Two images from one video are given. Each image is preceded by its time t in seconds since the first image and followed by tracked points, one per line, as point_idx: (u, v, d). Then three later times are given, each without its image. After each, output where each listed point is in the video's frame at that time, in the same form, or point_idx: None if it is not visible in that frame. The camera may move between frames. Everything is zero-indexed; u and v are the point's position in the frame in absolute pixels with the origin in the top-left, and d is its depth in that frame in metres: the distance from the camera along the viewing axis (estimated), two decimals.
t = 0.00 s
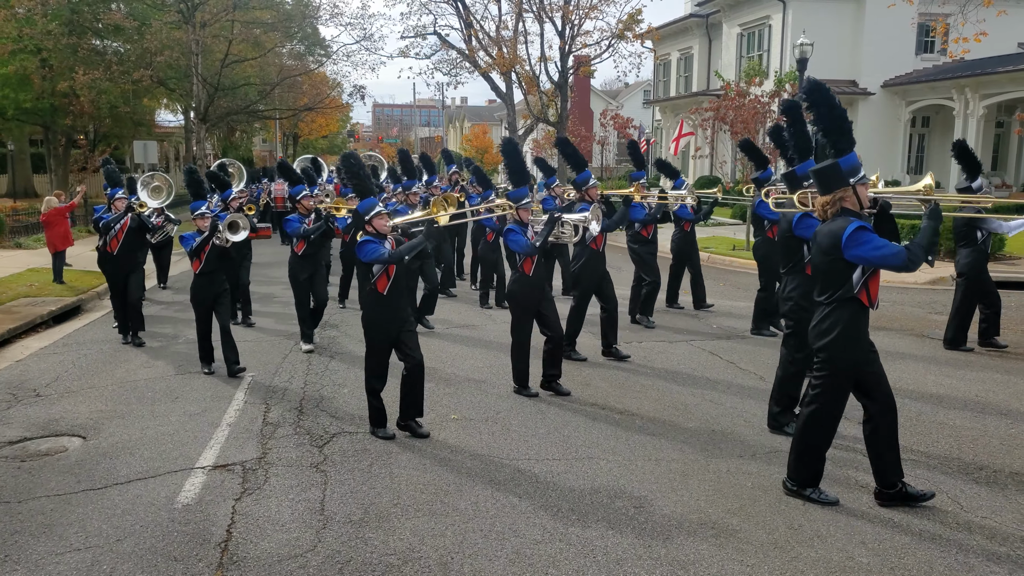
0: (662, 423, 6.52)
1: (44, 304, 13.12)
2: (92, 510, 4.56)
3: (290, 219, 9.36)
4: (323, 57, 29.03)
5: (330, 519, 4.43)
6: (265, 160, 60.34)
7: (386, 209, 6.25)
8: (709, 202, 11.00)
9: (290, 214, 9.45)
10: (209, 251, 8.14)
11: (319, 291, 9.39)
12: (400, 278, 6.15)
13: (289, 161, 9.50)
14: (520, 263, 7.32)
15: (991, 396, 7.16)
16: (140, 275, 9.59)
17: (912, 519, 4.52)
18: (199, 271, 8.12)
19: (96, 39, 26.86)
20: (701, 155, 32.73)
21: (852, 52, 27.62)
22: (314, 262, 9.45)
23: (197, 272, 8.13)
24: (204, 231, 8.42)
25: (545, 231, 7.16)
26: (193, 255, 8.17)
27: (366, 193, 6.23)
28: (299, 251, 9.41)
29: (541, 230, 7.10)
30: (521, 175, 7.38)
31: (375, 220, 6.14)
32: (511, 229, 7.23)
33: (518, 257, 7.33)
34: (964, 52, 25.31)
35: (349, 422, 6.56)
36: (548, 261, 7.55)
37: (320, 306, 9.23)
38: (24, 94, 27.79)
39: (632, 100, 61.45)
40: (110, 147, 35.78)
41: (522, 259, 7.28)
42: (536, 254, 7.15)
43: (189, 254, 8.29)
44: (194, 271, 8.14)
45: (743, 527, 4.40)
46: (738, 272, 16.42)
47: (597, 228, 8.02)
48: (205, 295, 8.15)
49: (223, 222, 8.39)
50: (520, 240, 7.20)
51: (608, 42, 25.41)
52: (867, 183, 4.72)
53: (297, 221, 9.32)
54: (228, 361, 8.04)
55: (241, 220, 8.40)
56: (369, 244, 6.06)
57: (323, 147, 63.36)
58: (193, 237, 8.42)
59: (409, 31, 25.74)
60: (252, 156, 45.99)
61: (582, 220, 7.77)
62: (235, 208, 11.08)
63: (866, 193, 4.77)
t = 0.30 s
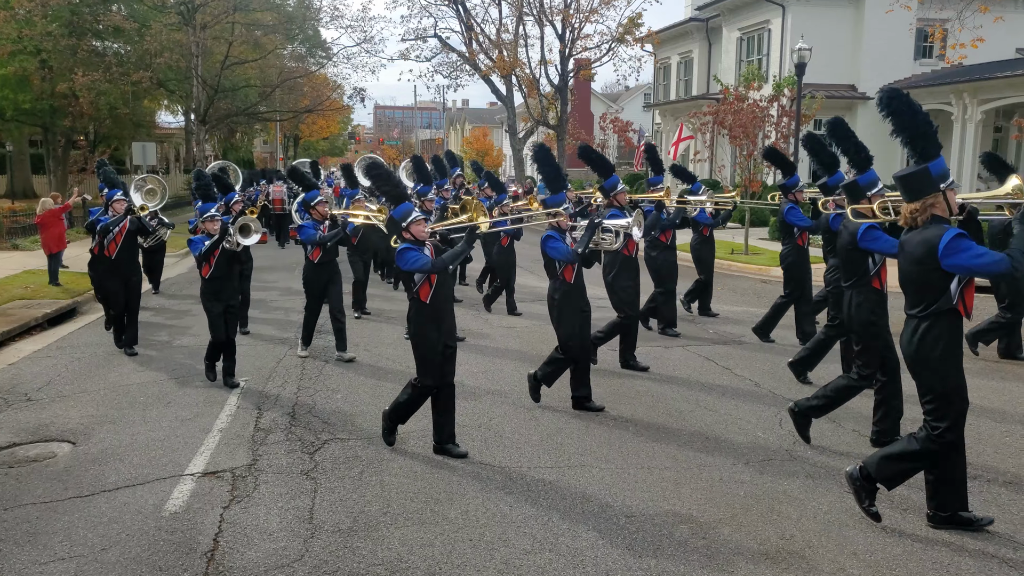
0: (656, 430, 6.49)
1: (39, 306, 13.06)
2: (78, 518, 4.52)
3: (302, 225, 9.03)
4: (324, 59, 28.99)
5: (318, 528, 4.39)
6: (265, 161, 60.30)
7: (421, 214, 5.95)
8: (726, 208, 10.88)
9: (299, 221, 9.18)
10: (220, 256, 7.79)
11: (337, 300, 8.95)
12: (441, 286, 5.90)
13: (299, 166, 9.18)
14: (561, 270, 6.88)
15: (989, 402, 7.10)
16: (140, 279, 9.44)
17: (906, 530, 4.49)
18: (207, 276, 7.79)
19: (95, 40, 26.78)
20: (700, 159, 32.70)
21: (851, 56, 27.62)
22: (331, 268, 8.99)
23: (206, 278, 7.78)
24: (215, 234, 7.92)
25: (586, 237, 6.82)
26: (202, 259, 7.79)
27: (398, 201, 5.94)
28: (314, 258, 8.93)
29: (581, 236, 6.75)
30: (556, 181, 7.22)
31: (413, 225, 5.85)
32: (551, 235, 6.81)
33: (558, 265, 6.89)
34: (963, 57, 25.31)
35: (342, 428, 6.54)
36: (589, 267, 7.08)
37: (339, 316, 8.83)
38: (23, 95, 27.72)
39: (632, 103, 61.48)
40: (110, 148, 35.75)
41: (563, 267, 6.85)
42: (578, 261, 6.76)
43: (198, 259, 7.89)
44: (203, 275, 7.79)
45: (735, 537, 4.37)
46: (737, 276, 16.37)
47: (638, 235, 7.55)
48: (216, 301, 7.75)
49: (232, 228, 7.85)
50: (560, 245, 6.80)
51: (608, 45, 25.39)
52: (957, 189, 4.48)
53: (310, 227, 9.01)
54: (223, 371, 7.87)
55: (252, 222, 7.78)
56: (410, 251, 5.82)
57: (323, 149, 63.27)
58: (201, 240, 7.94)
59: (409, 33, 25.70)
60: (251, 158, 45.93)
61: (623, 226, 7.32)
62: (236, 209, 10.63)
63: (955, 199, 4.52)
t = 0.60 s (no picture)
0: (650, 448, 6.44)
1: (32, 321, 12.96)
2: (62, 541, 4.46)
3: (319, 240, 8.62)
4: (324, 72, 29.05)
5: (306, 551, 4.34)
6: (265, 173, 60.28)
7: (462, 234, 5.56)
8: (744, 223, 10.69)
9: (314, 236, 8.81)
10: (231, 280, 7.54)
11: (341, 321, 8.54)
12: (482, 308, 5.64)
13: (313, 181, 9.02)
14: (599, 290, 6.57)
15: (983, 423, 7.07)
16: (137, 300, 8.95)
17: (900, 553, 4.45)
18: (217, 298, 7.55)
19: (95, 52, 26.78)
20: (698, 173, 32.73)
21: (847, 71, 27.75)
22: (345, 287, 8.75)
23: (215, 300, 7.54)
24: (224, 254, 7.69)
25: (627, 257, 6.27)
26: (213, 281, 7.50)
27: (436, 220, 5.52)
28: (332, 274, 8.67)
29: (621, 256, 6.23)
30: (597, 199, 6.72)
31: (454, 246, 5.50)
32: (590, 253, 6.43)
33: (597, 284, 6.56)
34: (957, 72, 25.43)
35: (333, 447, 6.48)
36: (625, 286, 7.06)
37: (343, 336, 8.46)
38: (21, 107, 27.70)
39: (631, 116, 61.75)
40: (109, 161, 35.73)
41: (602, 287, 6.55)
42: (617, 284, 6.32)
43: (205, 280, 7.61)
44: (211, 297, 7.56)
45: (727, 561, 4.32)
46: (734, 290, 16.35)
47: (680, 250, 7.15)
48: (222, 324, 7.53)
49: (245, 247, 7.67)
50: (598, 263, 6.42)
51: (606, 59, 25.46)
52: None
53: (326, 242, 8.59)
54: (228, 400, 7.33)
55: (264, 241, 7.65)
56: (455, 275, 5.50)
57: (322, 161, 63.29)
58: (210, 260, 7.63)
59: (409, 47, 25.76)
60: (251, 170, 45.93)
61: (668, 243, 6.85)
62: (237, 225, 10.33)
63: None
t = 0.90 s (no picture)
0: (644, 479, 6.36)
1: (24, 349, 12.87)
2: None
3: (330, 269, 8.20)
4: (323, 99, 29.22)
5: None
6: (264, 199, 60.44)
7: (508, 261, 5.38)
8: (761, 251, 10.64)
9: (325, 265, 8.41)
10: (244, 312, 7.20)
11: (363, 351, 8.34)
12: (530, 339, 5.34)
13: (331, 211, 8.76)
14: (641, 318, 6.39)
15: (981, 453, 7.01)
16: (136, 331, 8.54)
17: None
18: (224, 330, 7.12)
19: (95, 80, 26.94)
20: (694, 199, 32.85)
21: (841, 98, 27.98)
22: (357, 318, 8.32)
23: (221, 332, 7.11)
24: (234, 284, 7.27)
25: (670, 283, 6.26)
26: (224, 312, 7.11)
27: (482, 247, 5.40)
28: (344, 304, 8.18)
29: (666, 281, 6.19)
30: (640, 222, 6.72)
31: (502, 273, 5.28)
32: (633, 278, 6.31)
33: (637, 312, 6.40)
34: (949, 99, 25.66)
35: (325, 478, 6.42)
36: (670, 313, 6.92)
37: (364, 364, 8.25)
38: (20, 133, 27.80)
39: (628, 142, 62.18)
40: (108, 187, 35.83)
41: (643, 315, 6.37)
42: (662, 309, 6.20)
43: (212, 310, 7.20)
44: (218, 330, 7.11)
45: None
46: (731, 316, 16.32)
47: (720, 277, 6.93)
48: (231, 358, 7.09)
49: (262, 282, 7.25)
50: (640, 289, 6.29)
51: (602, 86, 25.64)
52: None
53: (338, 270, 8.18)
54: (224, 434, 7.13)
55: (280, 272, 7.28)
56: (501, 303, 5.28)
57: (321, 186, 63.48)
58: (218, 290, 7.24)
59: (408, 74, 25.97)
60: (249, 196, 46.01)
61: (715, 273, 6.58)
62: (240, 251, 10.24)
63: None
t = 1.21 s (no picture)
0: (638, 512, 6.28)
1: (12, 380, 12.73)
2: None
3: (345, 301, 8.06)
4: (320, 128, 29.36)
5: None
6: (260, 227, 60.49)
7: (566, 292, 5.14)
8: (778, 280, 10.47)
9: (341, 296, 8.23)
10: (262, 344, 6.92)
11: (380, 386, 7.84)
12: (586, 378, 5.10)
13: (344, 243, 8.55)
14: (687, 354, 6.33)
15: (977, 481, 6.96)
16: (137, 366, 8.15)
17: None
18: (240, 364, 6.79)
19: (91, 109, 27.05)
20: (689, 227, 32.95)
21: (834, 128, 28.22)
22: (375, 352, 7.89)
23: (238, 367, 6.80)
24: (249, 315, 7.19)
25: (719, 317, 6.26)
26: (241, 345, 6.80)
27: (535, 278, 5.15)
28: (359, 337, 7.83)
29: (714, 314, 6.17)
30: (681, 252, 6.64)
31: (559, 305, 5.04)
32: (680, 313, 6.25)
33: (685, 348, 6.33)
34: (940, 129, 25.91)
35: (315, 511, 6.33)
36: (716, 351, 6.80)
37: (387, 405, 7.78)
38: (15, 162, 27.86)
39: (624, 170, 62.56)
40: (103, 215, 35.87)
41: (689, 350, 6.31)
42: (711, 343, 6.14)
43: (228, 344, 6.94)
44: (234, 364, 6.81)
45: None
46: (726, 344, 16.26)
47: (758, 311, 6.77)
48: (244, 395, 6.75)
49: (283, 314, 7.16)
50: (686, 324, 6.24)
51: (597, 116, 25.82)
52: None
53: (354, 302, 8.02)
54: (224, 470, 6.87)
55: (301, 305, 7.19)
56: (561, 336, 5.02)
57: (317, 214, 63.60)
58: (233, 323, 7.00)
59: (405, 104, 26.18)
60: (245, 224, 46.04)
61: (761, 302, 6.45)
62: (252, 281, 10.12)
63: None
